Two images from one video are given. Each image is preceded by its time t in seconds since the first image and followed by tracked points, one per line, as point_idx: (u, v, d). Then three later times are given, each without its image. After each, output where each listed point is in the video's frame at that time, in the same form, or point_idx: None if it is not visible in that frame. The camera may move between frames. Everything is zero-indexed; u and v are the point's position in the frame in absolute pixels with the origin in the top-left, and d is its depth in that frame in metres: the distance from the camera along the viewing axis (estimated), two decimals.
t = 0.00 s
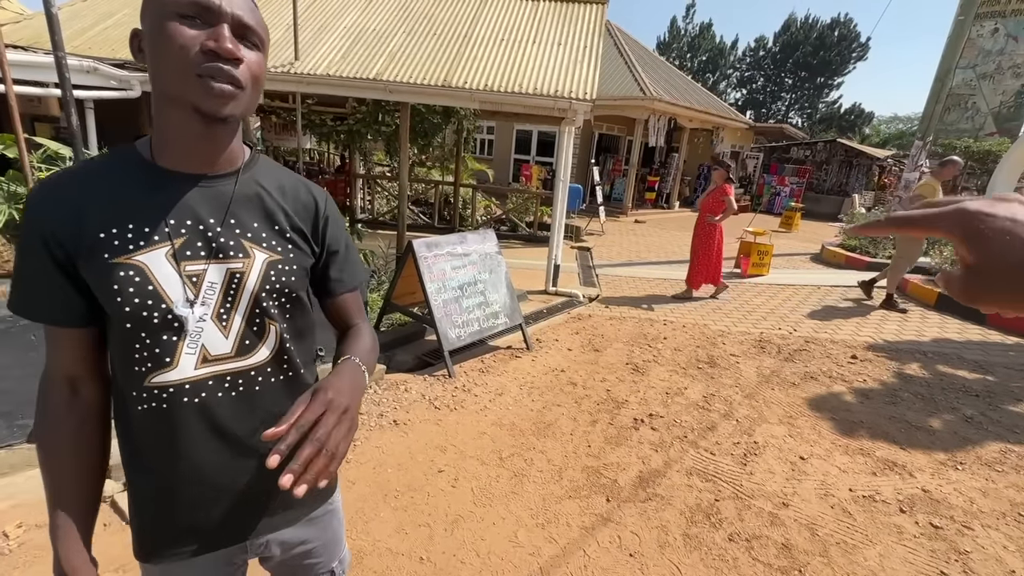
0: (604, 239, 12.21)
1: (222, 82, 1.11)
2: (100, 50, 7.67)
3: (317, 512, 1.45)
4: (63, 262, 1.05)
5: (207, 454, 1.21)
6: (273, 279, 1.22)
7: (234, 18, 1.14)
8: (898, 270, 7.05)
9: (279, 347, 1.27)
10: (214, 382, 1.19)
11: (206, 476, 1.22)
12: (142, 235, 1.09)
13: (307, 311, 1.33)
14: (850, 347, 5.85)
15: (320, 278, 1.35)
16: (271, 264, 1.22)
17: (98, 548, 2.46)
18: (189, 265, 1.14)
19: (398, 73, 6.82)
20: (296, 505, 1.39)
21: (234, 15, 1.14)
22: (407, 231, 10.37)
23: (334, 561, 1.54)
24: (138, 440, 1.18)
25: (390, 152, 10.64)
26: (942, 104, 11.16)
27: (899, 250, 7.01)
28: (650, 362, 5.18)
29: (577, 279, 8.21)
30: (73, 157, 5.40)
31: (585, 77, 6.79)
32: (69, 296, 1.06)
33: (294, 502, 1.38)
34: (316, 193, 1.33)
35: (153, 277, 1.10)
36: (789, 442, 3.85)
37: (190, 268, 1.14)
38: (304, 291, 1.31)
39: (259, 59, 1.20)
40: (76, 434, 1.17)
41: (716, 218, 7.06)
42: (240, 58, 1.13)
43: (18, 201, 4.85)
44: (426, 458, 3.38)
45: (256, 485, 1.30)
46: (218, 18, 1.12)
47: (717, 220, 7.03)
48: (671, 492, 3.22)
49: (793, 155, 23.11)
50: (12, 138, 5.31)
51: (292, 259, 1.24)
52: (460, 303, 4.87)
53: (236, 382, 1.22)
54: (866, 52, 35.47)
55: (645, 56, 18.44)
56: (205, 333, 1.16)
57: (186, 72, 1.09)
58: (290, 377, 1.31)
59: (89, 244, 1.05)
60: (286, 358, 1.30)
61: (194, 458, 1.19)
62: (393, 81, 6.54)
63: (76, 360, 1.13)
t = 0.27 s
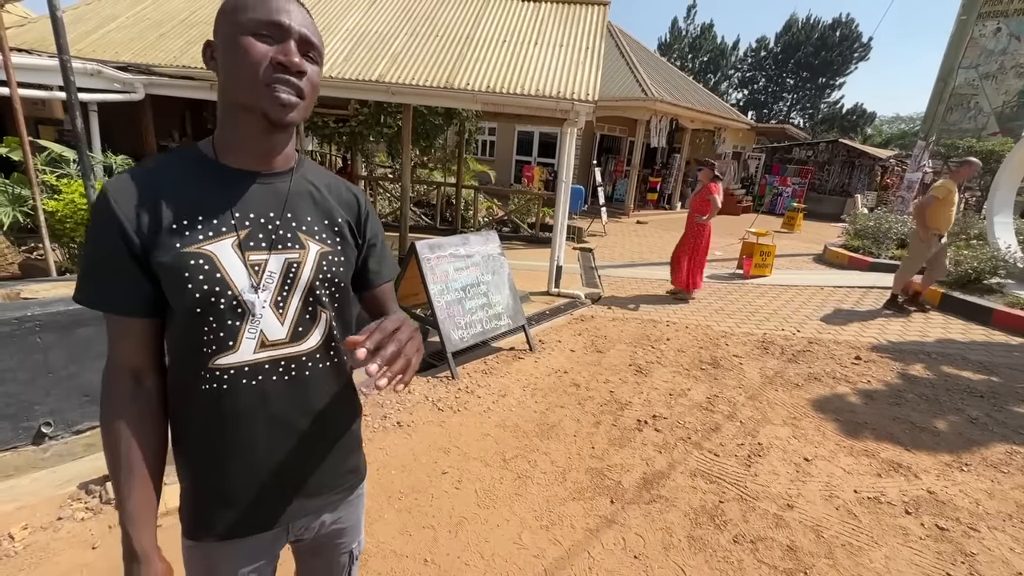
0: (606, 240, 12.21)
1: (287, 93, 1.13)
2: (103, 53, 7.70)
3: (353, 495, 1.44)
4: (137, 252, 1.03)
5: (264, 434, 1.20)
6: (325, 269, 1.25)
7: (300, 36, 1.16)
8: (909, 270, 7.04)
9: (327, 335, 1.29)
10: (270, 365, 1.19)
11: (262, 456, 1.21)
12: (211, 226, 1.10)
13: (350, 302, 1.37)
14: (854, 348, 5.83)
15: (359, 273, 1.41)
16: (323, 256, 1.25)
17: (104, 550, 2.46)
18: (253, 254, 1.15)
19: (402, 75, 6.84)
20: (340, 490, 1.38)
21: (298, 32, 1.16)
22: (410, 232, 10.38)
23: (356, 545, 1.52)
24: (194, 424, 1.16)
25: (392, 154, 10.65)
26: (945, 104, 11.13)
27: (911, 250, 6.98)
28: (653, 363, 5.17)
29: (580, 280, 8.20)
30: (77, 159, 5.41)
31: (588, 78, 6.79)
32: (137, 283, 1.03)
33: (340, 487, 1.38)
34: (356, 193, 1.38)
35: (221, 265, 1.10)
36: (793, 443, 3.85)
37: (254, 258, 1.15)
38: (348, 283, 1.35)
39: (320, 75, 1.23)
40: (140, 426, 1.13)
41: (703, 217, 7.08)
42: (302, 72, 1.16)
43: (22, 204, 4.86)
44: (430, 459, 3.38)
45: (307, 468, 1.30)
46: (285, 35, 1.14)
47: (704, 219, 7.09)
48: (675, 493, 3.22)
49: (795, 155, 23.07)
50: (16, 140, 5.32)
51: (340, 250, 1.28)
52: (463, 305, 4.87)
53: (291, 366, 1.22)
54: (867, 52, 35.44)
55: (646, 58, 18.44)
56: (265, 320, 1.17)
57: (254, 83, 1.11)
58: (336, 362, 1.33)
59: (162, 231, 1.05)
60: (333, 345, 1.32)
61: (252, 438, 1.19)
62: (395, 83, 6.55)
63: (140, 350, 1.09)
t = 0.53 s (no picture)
0: (608, 241, 12.19)
1: (326, 141, 1.20)
2: (106, 56, 7.72)
3: (375, 485, 1.46)
4: (186, 251, 1.06)
5: (300, 425, 1.22)
6: (356, 271, 1.30)
7: (346, 81, 1.20)
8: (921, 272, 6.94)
9: (356, 332, 1.33)
10: (308, 360, 1.22)
11: (299, 447, 1.23)
12: (257, 229, 1.14)
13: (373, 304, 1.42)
14: (857, 349, 5.81)
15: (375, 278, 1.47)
16: (353, 258, 1.30)
17: (106, 554, 2.46)
18: (293, 256, 1.19)
19: (404, 77, 6.85)
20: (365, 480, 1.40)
21: (345, 78, 1.19)
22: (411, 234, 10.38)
23: (371, 533, 1.53)
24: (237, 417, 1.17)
25: (394, 156, 10.66)
26: (946, 104, 11.11)
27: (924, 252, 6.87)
28: (655, 365, 5.16)
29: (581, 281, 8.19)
30: (80, 162, 5.42)
31: (589, 79, 6.79)
32: (184, 281, 1.06)
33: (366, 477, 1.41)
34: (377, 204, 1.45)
35: (266, 266, 1.14)
36: (797, 445, 3.83)
37: (294, 259, 1.19)
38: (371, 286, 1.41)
39: (358, 112, 1.27)
40: (184, 416, 1.14)
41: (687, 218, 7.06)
42: (343, 122, 1.22)
43: (25, 206, 4.87)
44: (433, 462, 3.37)
45: (339, 459, 1.31)
46: (333, 82, 1.18)
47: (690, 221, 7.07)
48: (679, 496, 3.20)
49: (796, 156, 23.04)
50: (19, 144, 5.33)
51: (366, 254, 1.34)
52: (465, 307, 4.86)
53: (325, 361, 1.25)
54: (868, 52, 35.40)
55: (647, 59, 18.45)
56: (303, 317, 1.20)
57: (297, 126, 1.16)
58: (363, 357, 1.37)
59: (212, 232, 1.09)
60: (360, 342, 1.36)
61: (290, 429, 1.21)
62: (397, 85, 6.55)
63: (185, 344, 1.11)
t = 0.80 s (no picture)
0: (608, 243, 12.17)
1: (338, 135, 1.18)
2: (107, 60, 7.73)
3: (375, 481, 1.46)
4: (199, 248, 1.05)
5: (306, 421, 1.21)
6: (363, 271, 1.30)
7: (356, 77, 1.18)
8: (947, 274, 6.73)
9: (361, 331, 1.32)
10: (316, 357, 1.20)
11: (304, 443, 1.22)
12: (270, 228, 1.13)
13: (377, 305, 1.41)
14: (859, 350, 5.79)
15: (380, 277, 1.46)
16: (361, 259, 1.29)
17: (105, 559, 2.44)
18: (305, 255, 1.18)
19: (404, 79, 6.86)
20: (366, 476, 1.40)
21: (355, 74, 1.18)
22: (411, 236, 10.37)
23: (369, 529, 1.52)
24: (244, 412, 1.16)
25: (394, 158, 10.66)
26: (947, 104, 11.10)
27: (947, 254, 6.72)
28: (657, 367, 5.14)
29: (582, 283, 8.18)
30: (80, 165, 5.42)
31: (589, 81, 6.78)
32: (195, 276, 1.05)
33: (367, 472, 1.40)
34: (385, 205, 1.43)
35: (279, 264, 1.13)
36: (799, 447, 3.81)
37: (305, 258, 1.18)
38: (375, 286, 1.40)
39: (368, 110, 1.26)
40: (190, 410, 1.13)
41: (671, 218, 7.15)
42: (354, 117, 1.20)
43: (26, 210, 4.86)
44: (433, 465, 3.35)
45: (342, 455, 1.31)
46: (344, 78, 1.16)
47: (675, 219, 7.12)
48: (682, 499, 3.18)
49: (797, 157, 23.02)
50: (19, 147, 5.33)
51: (372, 255, 1.33)
52: (466, 309, 4.84)
53: (333, 359, 1.23)
54: (868, 53, 35.37)
55: (647, 60, 18.46)
56: (312, 315, 1.19)
57: (310, 122, 1.14)
58: (368, 356, 1.35)
59: (223, 227, 1.07)
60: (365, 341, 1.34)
61: (296, 425, 1.20)
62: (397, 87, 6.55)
63: (192, 338, 1.09)
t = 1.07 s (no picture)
0: (610, 245, 12.17)
1: (346, 137, 1.18)
2: (109, 64, 7.76)
3: (373, 484, 1.43)
4: (200, 246, 1.06)
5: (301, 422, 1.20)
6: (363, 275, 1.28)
7: (363, 80, 1.18)
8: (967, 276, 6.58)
9: (361, 334, 1.30)
10: (312, 359, 1.19)
11: (298, 444, 1.21)
12: (270, 230, 1.13)
13: (380, 309, 1.39)
14: (862, 352, 5.77)
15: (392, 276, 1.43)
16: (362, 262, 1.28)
17: (106, 562, 2.44)
18: (303, 257, 1.18)
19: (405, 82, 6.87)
20: (364, 481, 1.37)
21: (363, 77, 1.18)
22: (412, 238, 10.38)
23: (368, 532, 1.50)
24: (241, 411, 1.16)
25: (395, 160, 10.68)
26: (949, 104, 11.08)
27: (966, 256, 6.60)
28: (658, 369, 5.13)
29: (583, 285, 8.17)
30: (83, 169, 5.44)
31: (590, 83, 6.79)
32: (196, 274, 1.06)
33: (365, 478, 1.37)
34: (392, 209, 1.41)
35: (277, 265, 1.13)
36: (802, 450, 3.79)
37: (304, 260, 1.18)
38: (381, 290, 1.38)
39: (376, 112, 1.25)
40: (189, 405, 1.15)
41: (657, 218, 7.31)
42: (362, 119, 1.20)
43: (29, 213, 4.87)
44: (435, 468, 3.35)
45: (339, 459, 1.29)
46: (352, 80, 1.16)
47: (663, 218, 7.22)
48: (684, 502, 3.17)
49: (798, 158, 22.99)
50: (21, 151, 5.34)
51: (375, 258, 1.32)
52: (467, 311, 4.84)
53: (330, 361, 1.22)
54: (870, 54, 35.36)
55: (648, 62, 18.47)
56: (309, 316, 1.18)
57: (319, 124, 1.15)
58: (368, 359, 1.33)
59: (223, 227, 1.08)
60: (364, 344, 1.32)
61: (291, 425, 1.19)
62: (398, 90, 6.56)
63: (194, 336, 1.11)
